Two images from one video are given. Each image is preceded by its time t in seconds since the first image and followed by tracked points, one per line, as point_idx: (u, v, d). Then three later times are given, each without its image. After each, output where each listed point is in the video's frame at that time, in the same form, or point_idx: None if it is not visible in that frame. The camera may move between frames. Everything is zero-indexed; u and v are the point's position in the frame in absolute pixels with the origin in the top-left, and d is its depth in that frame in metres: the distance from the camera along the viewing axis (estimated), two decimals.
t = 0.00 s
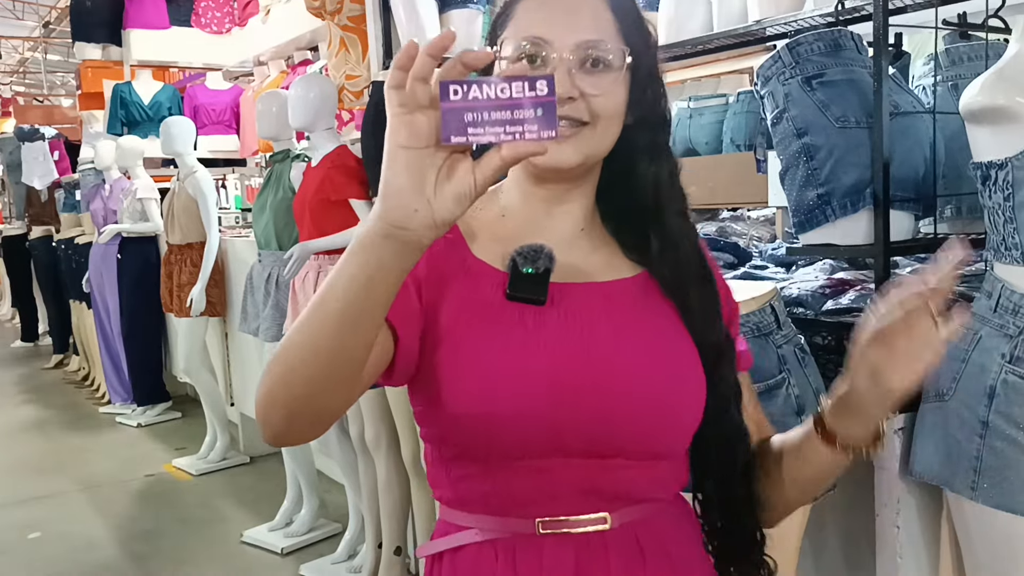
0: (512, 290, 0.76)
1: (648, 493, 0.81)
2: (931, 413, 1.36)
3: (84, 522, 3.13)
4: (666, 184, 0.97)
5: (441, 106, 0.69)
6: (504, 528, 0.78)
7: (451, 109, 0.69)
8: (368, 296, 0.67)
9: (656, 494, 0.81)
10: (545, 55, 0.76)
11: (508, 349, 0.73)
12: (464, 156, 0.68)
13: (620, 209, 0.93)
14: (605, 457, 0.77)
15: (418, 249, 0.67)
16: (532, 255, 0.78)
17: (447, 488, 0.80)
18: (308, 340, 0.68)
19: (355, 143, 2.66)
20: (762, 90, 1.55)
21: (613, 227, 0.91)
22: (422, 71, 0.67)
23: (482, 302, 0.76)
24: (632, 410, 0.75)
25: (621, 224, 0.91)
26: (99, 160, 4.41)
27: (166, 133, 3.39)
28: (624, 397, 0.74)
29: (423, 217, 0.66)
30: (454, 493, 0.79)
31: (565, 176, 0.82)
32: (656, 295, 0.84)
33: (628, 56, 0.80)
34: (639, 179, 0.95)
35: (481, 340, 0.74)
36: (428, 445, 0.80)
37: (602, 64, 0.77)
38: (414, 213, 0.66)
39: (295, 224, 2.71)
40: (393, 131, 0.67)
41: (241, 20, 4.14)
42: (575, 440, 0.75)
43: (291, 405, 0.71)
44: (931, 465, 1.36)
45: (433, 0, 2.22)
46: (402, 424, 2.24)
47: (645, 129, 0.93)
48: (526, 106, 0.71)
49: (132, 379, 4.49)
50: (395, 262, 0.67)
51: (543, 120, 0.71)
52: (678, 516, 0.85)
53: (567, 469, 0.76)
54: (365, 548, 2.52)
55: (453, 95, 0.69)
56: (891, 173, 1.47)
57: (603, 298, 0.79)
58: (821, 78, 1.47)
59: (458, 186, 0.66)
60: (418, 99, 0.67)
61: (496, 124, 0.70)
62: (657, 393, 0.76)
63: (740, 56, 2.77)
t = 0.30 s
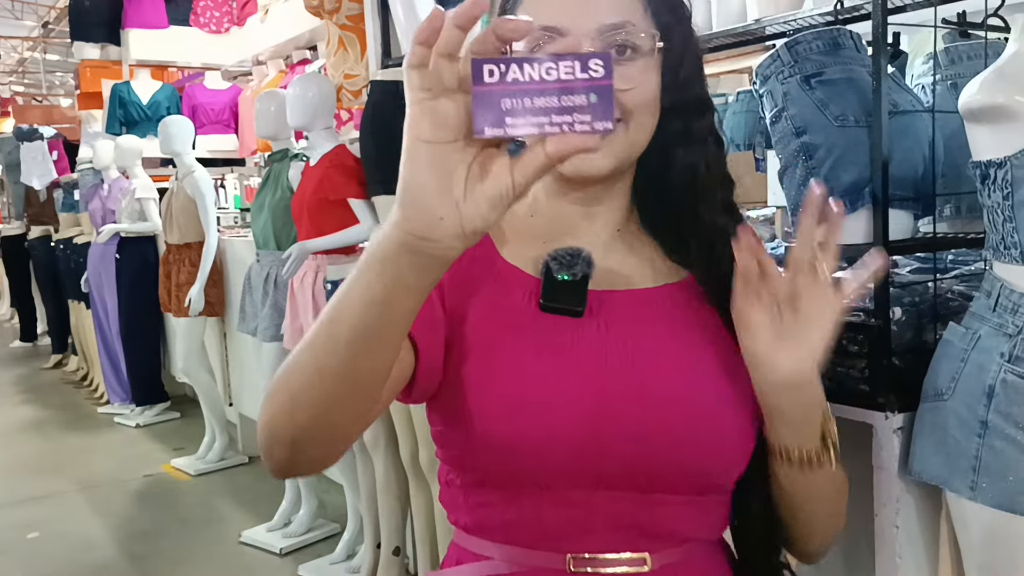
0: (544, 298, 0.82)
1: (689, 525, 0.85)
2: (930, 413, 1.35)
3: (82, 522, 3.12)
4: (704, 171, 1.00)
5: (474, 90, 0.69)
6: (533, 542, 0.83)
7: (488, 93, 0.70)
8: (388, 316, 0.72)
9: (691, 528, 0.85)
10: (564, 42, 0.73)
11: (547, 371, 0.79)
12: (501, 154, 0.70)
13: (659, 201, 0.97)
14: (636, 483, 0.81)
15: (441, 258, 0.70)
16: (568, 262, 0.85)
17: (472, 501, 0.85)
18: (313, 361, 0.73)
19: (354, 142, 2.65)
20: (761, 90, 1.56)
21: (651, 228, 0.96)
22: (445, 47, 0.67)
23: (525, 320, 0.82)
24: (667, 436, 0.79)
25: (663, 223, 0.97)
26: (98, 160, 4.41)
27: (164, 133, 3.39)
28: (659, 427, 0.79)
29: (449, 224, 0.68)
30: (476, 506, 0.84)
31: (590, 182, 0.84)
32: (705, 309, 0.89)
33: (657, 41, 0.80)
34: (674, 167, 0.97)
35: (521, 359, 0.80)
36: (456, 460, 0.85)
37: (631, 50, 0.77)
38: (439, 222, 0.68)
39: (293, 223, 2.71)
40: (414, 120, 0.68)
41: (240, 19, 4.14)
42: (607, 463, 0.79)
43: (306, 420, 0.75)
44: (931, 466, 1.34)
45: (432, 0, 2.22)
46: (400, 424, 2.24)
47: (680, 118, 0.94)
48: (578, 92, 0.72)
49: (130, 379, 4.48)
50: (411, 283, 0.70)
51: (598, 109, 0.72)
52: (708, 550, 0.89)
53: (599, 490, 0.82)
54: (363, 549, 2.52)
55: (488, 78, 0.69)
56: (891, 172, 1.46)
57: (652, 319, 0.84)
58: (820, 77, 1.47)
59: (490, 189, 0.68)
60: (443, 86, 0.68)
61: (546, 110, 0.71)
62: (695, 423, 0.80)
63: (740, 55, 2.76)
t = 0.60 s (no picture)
0: (585, 304, 0.74)
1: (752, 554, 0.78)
2: (931, 413, 1.36)
3: (81, 522, 3.12)
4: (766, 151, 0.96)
5: (517, 101, 0.64)
6: None
7: (532, 103, 0.64)
8: (405, 361, 0.63)
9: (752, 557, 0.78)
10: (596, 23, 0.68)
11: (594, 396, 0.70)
12: (544, 180, 0.63)
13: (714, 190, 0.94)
14: (695, 514, 0.74)
15: (466, 302, 0.62)
16: (611, 257, 0.77)
17: (503, 541, 0.76)
18: (316, 411, 0.64)
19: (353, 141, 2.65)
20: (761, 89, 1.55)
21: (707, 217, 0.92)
22: (479, 48, 0.60)
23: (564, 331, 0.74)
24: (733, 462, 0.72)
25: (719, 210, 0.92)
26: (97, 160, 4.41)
27: (163, 132, 3.39)
28: (724, 452, 0.71)
29: (479, 261, 0.60)
30: (508, 548, 0.76)
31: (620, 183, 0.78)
32: (768, 302, 0.83)
33: None
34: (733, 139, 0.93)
35: (567, 383, 0.71)
36: (486, 494, 0.76)
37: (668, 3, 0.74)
38: (467, 259, 0.60)
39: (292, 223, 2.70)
40: (442, 137, 0.60)
41: (240, 18, 4.13)
42: (666, 496, 0.72)
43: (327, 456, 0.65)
44: (931, 465, 1.35)
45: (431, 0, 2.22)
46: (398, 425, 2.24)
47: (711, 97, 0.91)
48: (641, 105, 0.66)
49: (129, 379, 4.48)
50: (440, 320, 0.62)
51: (665, 126, 0.66)
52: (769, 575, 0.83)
53: (653, 522, 0.74)
54: (362, 550, 2.52)
55: (534, 85, 0.64)
56: (891, 172, 1.46)
57: (703, 325, 0.76)
58: (820, 77, 1.47)
59: (531, 223, 0.61)
60: (477, 97, 0.61)
61: (600, 126, 0.66)
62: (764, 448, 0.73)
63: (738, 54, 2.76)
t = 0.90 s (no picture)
0: (625, 310, 0.79)
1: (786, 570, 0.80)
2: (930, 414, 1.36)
3: (80, 522, 3.12)
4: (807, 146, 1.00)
5: (535, 94, 0.67)
6: None
7: (551, 92, 0.67)
8: (417, 371, 0.65)
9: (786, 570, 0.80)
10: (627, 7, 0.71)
11: (641, 407, 0.74)
12: (563, 177, 0.67)
13: (749, 188, 0.99)
14: (736, 528, 0.76)
15: (488, 303, 0.64)
16: (648, 263, 0.83)
17: (544, 561, 0.78)
18: (323, 428, 0.66)
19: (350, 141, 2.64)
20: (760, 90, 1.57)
21: (740, 214, 0.98)
22: (489, 42, 0.64)
23: (605, 341, 0.78)
24: (777, 475, 0.74)
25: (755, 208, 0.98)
26: (95, 160, 4.40)
27: (163, 133, 3.38)
28: (769, 465, 0.74)
29: (500, 261, 0.63)
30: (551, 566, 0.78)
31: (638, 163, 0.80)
32: (818, 320, 0.87)
33: None
34: (771, 135, 0.98)
35: (609, 394, 0.74)
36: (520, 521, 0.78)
37: None
38: (489, 259, 0.63)
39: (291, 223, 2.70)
40: (459, 133, 0.64)
41: (239, 18, 4.13)
42: (708, 508, 0.74)
43: (338, 455, 0.65)
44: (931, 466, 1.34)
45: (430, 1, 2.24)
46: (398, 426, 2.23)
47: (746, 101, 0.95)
48: (661, 95, 0.69)
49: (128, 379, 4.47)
50: (459, 327, 0.65)
51: (687, 114, 0.69)
52: None
53: (693, 536, 0.76)
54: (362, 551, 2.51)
55: (552, 76, 0.67)
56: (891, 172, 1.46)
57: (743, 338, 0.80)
58: (820, 77, 1.47)
59: (552, 220, 0.64)
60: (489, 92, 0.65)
61: (622, 117, 0.68)
62: (809, 464, 0.75)
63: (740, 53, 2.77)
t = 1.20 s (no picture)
0: (620, 311, 0.79)
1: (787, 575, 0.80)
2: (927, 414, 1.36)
3: (80, 522, 3.11)
4: (806, 154, 0.99)
5: (529, 102, 0.68)
6: None
7: (542, 104, 0.68)
8: (430, 383, 0.66)
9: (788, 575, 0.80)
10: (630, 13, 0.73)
11: (634, 409, 0.74)
12: (560, 182, 0.68)
13: (746, 191, 0.97)
14: (733, 530, 0.76)
15: (495, 308, 0.66)
16: (644, 264, 0.84)
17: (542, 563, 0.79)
18: (337, 440, 0.68)
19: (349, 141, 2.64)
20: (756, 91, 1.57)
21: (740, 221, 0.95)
22: (482, 59, 0.65)
23: (599, 343, 0.78)
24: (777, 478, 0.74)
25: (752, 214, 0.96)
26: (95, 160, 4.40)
27: (162, 132, 3.38)
28: (766, 467, 0.75)
29: (506, 265, 0.64)
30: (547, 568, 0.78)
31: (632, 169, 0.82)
32: (809, 316, 0.88)
33: None
34: (768, 144, 0.97)
35: (605, 397, 0.75)
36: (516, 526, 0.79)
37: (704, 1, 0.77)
38: (495, 262, 0.64)
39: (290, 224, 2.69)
40: (460, 146, 0.65)
41: (238, 18, 4.14)
42: (704, 511, 0.74)
43: (348, 471, 0.67)
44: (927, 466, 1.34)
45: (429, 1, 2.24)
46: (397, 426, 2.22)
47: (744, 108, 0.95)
48: (651, 98, 0.69)
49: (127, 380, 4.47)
50: (468, 332, 0.66)
51: (676, 117, 0.69)
52: None
53: (690, 539, 0.76)
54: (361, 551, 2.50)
55: (544, 85, 0.68)
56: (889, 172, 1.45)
57: (740, 337, 0.80)
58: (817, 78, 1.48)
59: (554, 223, 0.66)
60: (484, 105, 0.67)
61: (615, 120, 0.69)
62: (807, 467, 0.75)
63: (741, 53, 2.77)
